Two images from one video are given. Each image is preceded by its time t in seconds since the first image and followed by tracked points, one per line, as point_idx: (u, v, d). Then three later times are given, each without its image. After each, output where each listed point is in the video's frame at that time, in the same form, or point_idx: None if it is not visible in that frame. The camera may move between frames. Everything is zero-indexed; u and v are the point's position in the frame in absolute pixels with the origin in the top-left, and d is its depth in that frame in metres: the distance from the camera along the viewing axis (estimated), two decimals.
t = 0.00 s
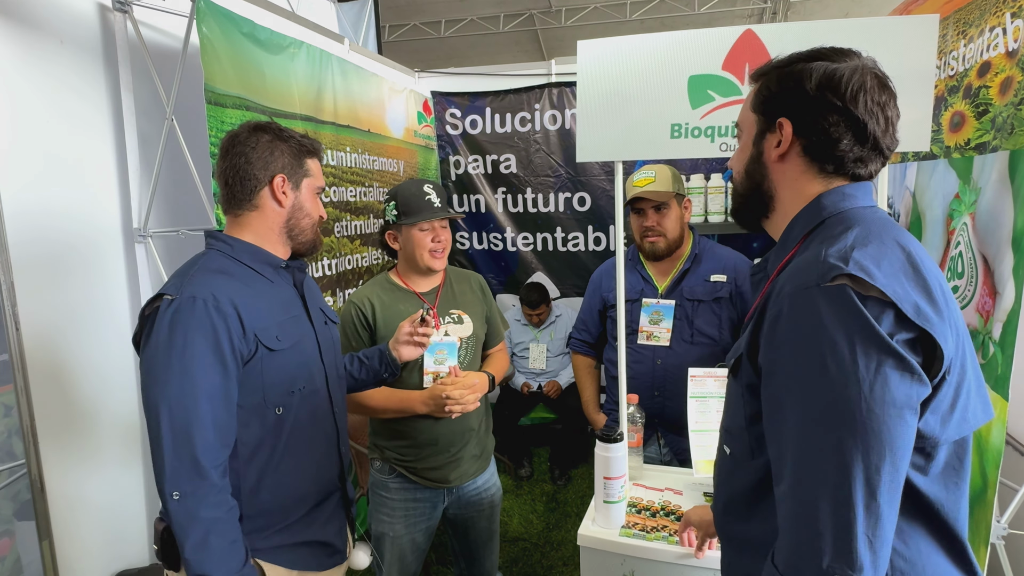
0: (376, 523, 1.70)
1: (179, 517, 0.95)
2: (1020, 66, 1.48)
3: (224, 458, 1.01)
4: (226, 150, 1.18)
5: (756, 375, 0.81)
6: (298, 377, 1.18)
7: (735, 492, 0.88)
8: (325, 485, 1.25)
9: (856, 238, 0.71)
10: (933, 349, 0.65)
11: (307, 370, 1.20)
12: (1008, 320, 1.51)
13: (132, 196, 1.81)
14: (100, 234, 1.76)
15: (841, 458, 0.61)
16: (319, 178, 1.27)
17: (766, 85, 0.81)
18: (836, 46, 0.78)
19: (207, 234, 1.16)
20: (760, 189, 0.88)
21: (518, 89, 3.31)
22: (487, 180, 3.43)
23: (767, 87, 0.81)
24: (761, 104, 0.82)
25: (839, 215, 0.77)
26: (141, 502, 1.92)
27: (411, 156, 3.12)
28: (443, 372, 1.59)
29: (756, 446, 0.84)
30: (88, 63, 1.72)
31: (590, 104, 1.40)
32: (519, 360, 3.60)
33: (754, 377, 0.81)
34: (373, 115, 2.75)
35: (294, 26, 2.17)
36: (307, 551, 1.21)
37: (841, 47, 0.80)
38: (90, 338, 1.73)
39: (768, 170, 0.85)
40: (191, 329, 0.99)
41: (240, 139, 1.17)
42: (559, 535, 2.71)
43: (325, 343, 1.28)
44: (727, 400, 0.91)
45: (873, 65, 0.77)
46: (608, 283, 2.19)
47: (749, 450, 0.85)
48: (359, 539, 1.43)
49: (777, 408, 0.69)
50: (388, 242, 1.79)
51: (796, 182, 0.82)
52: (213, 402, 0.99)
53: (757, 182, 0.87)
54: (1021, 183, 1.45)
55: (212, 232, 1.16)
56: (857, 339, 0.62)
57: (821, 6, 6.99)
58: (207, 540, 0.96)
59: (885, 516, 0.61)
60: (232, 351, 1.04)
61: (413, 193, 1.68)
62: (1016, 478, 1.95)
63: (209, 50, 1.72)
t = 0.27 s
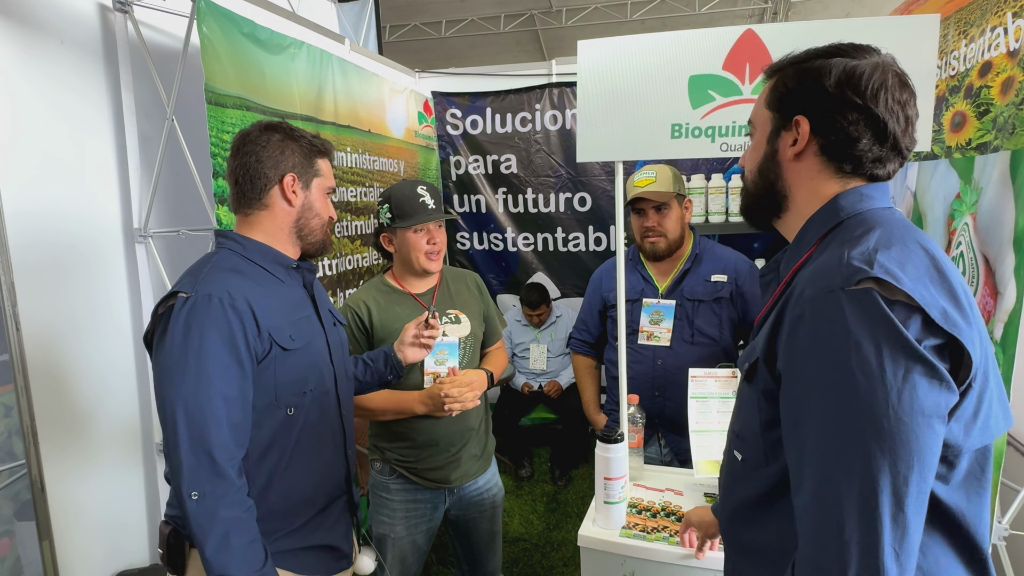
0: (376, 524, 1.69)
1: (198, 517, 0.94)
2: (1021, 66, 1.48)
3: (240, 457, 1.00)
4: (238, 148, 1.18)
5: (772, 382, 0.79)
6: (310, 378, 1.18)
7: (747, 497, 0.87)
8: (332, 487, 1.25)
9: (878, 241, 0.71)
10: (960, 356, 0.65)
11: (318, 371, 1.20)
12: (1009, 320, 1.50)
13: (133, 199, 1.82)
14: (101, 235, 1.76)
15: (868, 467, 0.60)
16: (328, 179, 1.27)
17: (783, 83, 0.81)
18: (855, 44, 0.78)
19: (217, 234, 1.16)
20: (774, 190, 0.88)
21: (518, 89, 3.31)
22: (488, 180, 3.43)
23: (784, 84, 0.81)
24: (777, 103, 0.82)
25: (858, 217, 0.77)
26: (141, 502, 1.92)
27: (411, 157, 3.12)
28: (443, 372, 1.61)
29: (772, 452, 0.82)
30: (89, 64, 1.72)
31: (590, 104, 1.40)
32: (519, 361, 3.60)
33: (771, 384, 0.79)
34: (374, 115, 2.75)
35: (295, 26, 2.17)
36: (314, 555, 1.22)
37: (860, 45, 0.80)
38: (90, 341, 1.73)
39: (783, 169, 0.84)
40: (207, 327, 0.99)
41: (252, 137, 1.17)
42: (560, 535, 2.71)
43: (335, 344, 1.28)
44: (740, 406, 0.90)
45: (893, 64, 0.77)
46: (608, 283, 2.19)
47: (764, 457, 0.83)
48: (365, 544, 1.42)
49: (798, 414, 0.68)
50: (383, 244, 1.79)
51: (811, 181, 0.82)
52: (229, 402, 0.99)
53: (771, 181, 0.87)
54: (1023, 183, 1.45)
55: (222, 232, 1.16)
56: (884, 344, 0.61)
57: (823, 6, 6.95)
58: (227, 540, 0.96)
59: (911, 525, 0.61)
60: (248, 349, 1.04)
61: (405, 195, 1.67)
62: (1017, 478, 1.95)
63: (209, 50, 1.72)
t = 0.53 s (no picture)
0: (375, 523, 1.70)
1: (197, 518, 0.94)
2: (1021, 66, 1.48)
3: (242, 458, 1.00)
4: (249, 148, 1.18)
5: (786, 394, 0.79)
6: (314, 380, 1.18)
7: (761, 510, 0.87)
8: (334, 489, 1.25)
9: (892, 247, 0.70)
10: (981, 365, 0.64)
11: (323, 372, 1.20)
12: (1011, 321, 1.50)
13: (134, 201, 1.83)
14: (102, 236, 1.77)
15: (889, 480, 0.60)
16: (339, 183, 1.27)
17: (792, 86, 0.81)
18: (865, 47, 0.78)
19: (225, 233, 1.16)
20: (781, 194, 0.87)
21: (519, 90, 3.31)
22: (488, 181, 3.43)
23: (793, 87, 0.81)
24: (785, 106, 0.82)
25: (869, 222, 0.77)
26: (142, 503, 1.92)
27: (412, 157, 3.12)
28: (442, 373, 1.61)
29: (788, 465, 0.82)
30: (90, 65, 1.72)
31: (590, 104, 1.40)
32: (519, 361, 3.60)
33: (786, 397, 0.79)
34: (374, 116, 2.75)
35: (296, 27, 2.17)
36: (316, 557, 1.22)
37: (870, 48, 0.80)
38: (91, 342, 1.74)
39: (790, 174, 0.84)
40: (214, 327, 0.99)
41: (265, 139, 1.17)
42: (560, 536, 2.71)
43: (339, 346, 1.27)
44: (750, 414, 0.90)
45: (904, 67, 0.77)
46: (608, 284, 2.19)
47: (779, 470, 0.83)
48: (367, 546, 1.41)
49: (814, 424, 0.68)
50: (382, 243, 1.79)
51: (820, 185, 0.82)
52: (233, 403, 0.99)
53: (778, 185, 0.87)
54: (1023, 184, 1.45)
55: (229, 232, 1.16)
56: (903, 354, 0.61)
57: (823, 6, 6.93)
58: (226, 542, 0.96)
59: (934, 539, 0.61)
60: (252, 350, 1.04)
61: (406, 194, 1.67)
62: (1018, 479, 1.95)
63: (210, 51, 1.72)
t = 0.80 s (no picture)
0: (372, 521, 1.71)
1: (193, 519, 0.95)
2: (1020, 67, 1.48)
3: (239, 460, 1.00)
4: (256, 149, 1.18)
5: (780, 397, 0.79)
6: (313, 381, 1.18)
7: (752, 510, 0.87)
8: (332, 490, 1.25)
9: (881, 249, 0.71)
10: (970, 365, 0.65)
11: (322, 374, 1.20)
12: (1009, 321, 1.50)
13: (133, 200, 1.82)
14: (101, 237, 1.77)
15: (884, 481, 0.60)
16: (344, 189, 1.27)
17: (777, 88, 0.81)
18: (849, 49, 0.78)
19: (226, 234, 1.16)
20: (768, 196, 0.88)
21: (519, 90, 3.31)
22: (488, 182, 3.43)
23: (777, 89, 0.81)
24: (770, 109, 0.82)
25: (856, 224, 0.77)
26: (142, 503, 1.92)
27: (412, 158, 3.13)
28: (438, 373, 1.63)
29: (781, 467, 0.82)
30: (91, 66, 1.72)
31: (590, 105, 1.40)
32: (519, 361, 3.60)
33: (778, 399, 0.79)
34: (374, 117, 2.76)
35: (296, 28, 2.18)
36: (313, 556, 1.21)
37: (854, 50, 0.80)
38: (92, 342, 1.74)
39: (776, 176, 0.84)
40: (212, 329, 0.99)
41: (273, 141, 1.17)
42: (560, 536, 2.71)
43: (338, 348, 1.28)
44: (742, 416, 0.90)
45: (887, 69, 0.77)
46: (607, 285, 2.19)
47: (772, 472, 0.83)
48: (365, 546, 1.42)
49: (805, 425, 0.68)
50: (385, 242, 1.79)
51: (806, 188, 0.82)
52: (231, 404, 0.99)
53: (764, 187, 0.87)
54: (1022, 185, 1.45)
55: (230, 233, 1.16)
56: (896, 356, 0.61)
57: (823, 6, 6.91)
58: (222, 543, 0.96)
59: (928, 538, 0.61)
60: (251, 351, 1.04)
61: (410, 194, 1.68)
62: (1018, 480, 1.94)
63: (210, 52, 1.72)
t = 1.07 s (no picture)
0: (371, 521, 1.71)
1: (194, 516, 0.95)
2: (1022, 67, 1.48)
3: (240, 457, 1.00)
4: (257, 149, 1.18)
5: (757, 392, 0.78)
6: (312, 380, 1.18)
7: (736, 502, 0.86)
8: (331, 489, 1.25)
9: (854, 246, 0.70)
10: (938, 358, 0.65)
11: (321, 373, 1.20)
12: (1010, 321, 1.50)
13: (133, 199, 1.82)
14: (102, 237, 1.77)
15: (856, 474, 0.60)
16: (344, 189, 1.28)
17: (752, 89, 0.81)
18: (822, 49, 0.78)
19: (226, 233, 1.16)
20: (746, 195, 0.88)
21: (519, 90, 3.31)
22: (489, 182, 3.43)
23: (753, 90, 0.81)
24: (746, 109, 0.82)
25: (830, 222, 0.77)
26: (143, 503, 1.93)
27: (412, 158, 3.13)
28: (440, 374, 1.67)
29: (760, 461, 0.81)
30: (91, 65, 1.72)
31: (591, 105, 1.40)
32: (519, 361, 3.60)
33: (756, 394, 0.79)
34: (374, 116, 2.76)
35: (296, 28, 2.18)
36: (311, 555, 1.21)
37: (828, 50, 0.79)
38: (93, 342, 1.74)
39: (753, 175, 0.84)
40: (213, 327, 0.99)
41: (274, 141, 1.17)
42: (560, 536, 2.71)
43: (337, 347, 1.28)
44: (724, 412, 0.90)
45: (860, 69, 0.77)
46: (608, 285, 2.18)
47: (752, 465, 0.83)
48: (363, 544, 1.41)
49: (782, 421, 0.67)
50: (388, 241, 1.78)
51: (783, 187, 0.82)
52: (230, 402, 0.99)
53: (743, 186, 0.87)
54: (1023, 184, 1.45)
55: (230, 232, 1.16)
56: (865, 350, 0.61)
57: (824, 6, 6.90)
58: (223, 540, 0.96)
59: (898, 529, 0.61)
60: (251, 350, 1.04)
61: (417, 194, 1.68)
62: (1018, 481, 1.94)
63: (210, 52, 1.72)
